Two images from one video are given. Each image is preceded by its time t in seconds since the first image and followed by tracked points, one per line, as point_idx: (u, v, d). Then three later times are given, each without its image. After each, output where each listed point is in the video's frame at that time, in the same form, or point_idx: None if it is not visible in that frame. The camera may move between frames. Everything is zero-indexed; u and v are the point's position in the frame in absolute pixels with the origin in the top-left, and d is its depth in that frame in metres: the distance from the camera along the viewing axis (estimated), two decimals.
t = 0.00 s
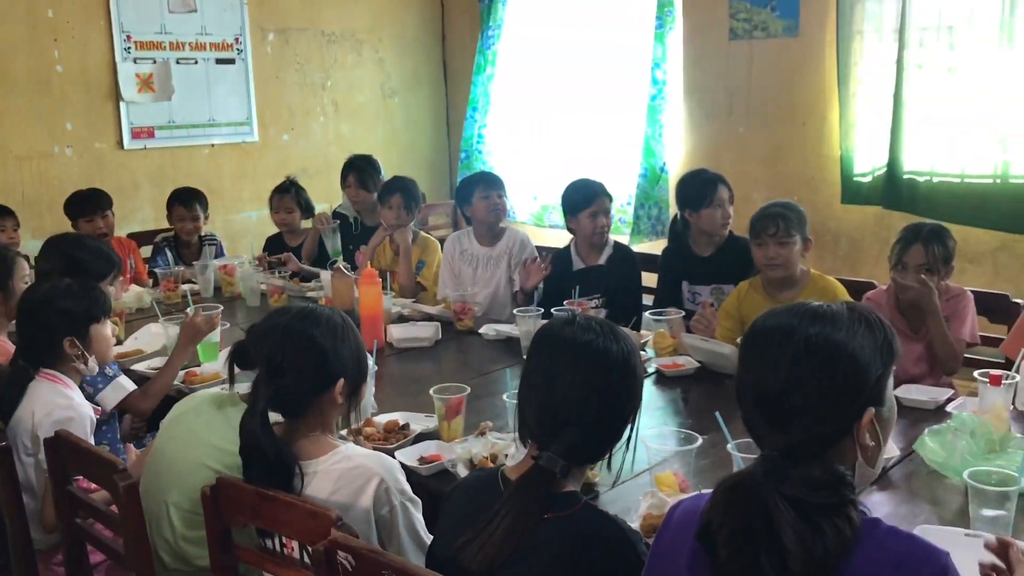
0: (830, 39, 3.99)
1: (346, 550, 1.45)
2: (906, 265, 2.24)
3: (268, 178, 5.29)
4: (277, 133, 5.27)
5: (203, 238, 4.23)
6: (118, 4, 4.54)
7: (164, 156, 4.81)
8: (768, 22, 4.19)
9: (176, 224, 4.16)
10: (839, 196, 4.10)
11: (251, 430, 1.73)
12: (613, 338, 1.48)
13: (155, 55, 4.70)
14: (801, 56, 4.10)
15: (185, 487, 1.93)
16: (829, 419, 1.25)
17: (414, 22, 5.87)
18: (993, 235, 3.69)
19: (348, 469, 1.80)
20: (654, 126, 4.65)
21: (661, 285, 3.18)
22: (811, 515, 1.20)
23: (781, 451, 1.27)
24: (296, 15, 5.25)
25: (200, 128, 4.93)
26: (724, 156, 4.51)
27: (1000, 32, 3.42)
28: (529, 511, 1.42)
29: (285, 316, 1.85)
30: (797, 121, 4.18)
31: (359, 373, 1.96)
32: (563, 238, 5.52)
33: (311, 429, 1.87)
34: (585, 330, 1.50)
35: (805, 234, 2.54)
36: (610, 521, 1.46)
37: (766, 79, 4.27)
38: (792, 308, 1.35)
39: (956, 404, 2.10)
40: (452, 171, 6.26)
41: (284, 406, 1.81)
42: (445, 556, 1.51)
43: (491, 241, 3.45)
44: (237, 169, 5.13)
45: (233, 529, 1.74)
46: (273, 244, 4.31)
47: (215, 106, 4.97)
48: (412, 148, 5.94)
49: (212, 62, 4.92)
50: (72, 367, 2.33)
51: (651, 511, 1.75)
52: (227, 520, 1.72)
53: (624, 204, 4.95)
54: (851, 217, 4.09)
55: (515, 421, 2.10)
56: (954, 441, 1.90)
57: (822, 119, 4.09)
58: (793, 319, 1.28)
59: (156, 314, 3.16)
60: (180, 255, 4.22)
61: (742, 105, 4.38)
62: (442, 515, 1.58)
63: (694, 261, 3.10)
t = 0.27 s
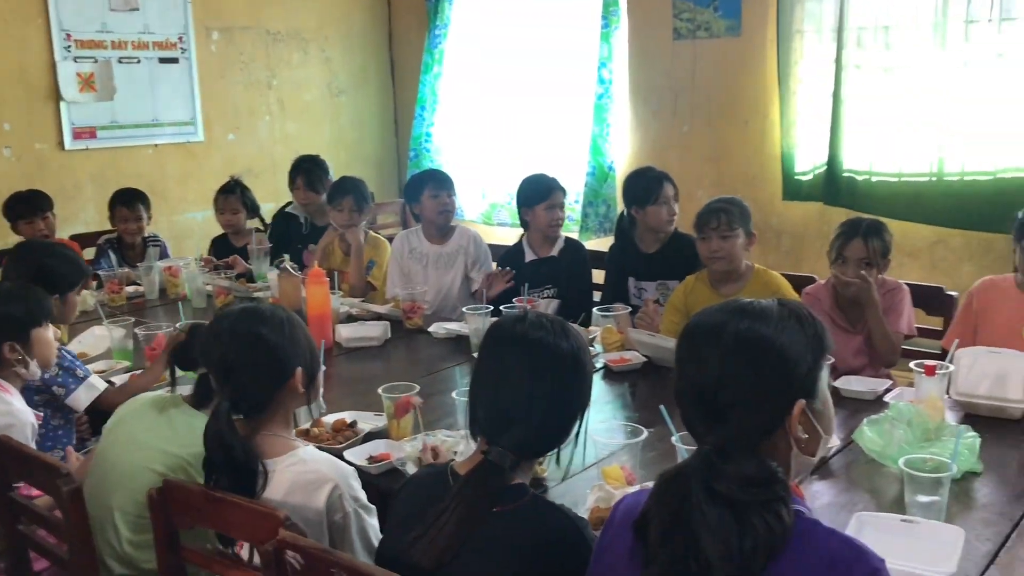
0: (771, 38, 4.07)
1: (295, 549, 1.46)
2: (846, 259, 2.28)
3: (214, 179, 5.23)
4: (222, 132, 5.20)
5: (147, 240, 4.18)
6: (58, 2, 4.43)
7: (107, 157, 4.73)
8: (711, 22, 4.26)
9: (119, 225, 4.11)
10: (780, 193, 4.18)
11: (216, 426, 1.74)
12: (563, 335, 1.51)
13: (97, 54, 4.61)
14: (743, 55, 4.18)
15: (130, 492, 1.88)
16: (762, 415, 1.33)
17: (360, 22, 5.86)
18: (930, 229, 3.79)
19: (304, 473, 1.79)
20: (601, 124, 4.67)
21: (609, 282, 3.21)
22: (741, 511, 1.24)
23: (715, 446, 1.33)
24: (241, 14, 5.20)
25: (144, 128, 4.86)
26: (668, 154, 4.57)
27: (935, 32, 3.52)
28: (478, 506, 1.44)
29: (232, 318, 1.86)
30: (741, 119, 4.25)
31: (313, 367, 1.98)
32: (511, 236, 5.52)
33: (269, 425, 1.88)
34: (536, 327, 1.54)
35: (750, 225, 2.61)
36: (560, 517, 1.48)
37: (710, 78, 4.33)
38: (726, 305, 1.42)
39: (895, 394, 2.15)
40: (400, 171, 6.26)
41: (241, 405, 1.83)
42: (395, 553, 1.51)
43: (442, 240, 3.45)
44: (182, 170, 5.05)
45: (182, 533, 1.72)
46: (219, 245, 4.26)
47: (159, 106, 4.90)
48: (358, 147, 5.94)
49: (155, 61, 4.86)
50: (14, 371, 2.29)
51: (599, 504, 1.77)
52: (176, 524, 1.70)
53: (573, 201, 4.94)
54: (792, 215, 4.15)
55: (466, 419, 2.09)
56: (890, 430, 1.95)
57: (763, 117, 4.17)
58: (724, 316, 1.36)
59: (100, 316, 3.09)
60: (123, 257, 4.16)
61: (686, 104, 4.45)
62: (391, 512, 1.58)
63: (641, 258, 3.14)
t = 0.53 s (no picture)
0: (687, 40, 4.14)
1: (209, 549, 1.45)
2: (760, 257, 2.33)
3: (129, 180, 5.06)
4: (137, 133, 5.04)
5: (58, 243, 4.05)
6: None
7: (15, 159, 4.52)
8: (630, 25, 4.31)
9: (30, 229, 4.00)
10: (697, 192, 4.25)
11: (129, 431, 1.72)
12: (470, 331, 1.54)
13: (4, 52, 4.40)
14: (661, 57, 4.24)
15: (37, 498, 1.86)
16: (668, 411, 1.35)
17: (281, 22, 5.77)
18: (843, 228, 3.91)
19: (222, 470, 1.75)
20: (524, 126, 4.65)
21: (531, 281, 3.22)
22: (641, 510, 1.26)
23: (622, 444, 1.34)
24: (157, 12, 5.05)
25: (56, 129, 4.68)
26: (589, 156, 4.59)
27: (845, 37, 3.66)
28: (389, 500, 1.44)
29: (149, 318, 1.83)
30: (662, 121, 4.30)
31: (231, 367, 1.95)
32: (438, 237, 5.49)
33: (188, 425, 1.85)
34: (445, 322, 1.56)
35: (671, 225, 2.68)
36: (476, 513, 1.48)
37: (630, 79, 4.38)
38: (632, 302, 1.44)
39: (805, 385, 2.20)
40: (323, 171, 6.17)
41: (159, 407, 1.80)
42: (309, 551, 1.51)
43: (365, 243, 3.47)
44: (96, 172, 4.89)
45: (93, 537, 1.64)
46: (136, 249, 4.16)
47: (71, 107, 4.72)
48: (280, 148, 5.83)
49: (67, 60, 4.68)
50: None
51: (518, 497, 1.78)
52: (86, 529, 1.62)
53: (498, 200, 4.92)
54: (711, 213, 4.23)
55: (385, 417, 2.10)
56: (799, 420, 2.00)
57: (681, 118, 4.24)
58: (628, 311, 1.38)
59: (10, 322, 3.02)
60: (33, 262, 4.03)
61: (608, 105, 4.48)
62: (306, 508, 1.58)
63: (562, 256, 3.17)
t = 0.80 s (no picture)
0: (588, 47, 4.24)
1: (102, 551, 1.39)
2: (658, 254, 2.40)
3: (21, 185, 4.84)
4: (31, 136, 4.83)
5: None
6: None
7: None
8: (535, 29, 4.38)
9: None
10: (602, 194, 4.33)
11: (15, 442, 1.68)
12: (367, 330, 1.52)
13: None
14: (565, 61, 4.32)
15: None
16: (565, 401, 1.37)
17: (183, 23, 5.64)
18: (742, 227, 4.03)
19: (117, 471, 1.72)
20: (432, 128, 4.72)
21: (438, 282, 3.24)
22: (535, 498, 1.28)
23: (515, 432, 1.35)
24: (51, 12, 4.85)
25: None
26: (497, 159, 4.63)
27: (742, 45, 3.79)
28: (280, 496, 1.43)
29: (37, 325, 1.76)
30: (567, 126, 4.37)
31: (124, 370, 1.87)
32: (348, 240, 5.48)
33: (81, 430, 1.78)
34: (340, 320, 1.54)
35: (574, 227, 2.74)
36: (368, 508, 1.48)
37: (534, 82, 4.44)
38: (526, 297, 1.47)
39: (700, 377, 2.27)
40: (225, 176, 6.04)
41: (48, 416, 1.73)
42: (203, 550, 1.49)
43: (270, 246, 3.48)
44: None
45: None
46: (30, 256, 4.03)
47: None
48: (182, 153, 5.70)
49: None
50: None
51: (418, 493, 1.79)
52: None
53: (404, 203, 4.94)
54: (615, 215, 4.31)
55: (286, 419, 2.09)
56: (693, 411, 2.08)
57: (586, 121, 4.32)
58: (522, 306, 1.40)
59: None
60: None
61: (515, 109, 4.52)
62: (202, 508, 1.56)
63: (467, 257, 3.20)
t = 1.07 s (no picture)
0: (495, 49, 4.30)
1: None
2: (562, 252, 2.45)
3: None
4: None
5: None
6: None
7: None
8: (440, 32, 4.42)
9: None
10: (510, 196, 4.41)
11: None
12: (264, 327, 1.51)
13: None
14: (472, 63, 4.37)
15: None
16: (464, 391, 1.42)
17: (78, 22, 5.46)
18: (643, 228, 4.14)
19: (5, 475, 1.63)
20: (338, 130, 4.70)
21: (345, 283, 3.25)
22: (439, 478, 1.33)
23: (418, 422, 1.40)
24: None
25: None
26: (405, 159, 4.65)
27: (644, 50, 3.88)
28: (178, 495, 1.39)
29: None
30: (473, 126, 4.43)
31: (15, 379, 1.80)
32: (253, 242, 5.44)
33: None
34: (234, 317, 1.51)
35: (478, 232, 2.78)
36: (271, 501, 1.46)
37: (440, 85, 4.48)
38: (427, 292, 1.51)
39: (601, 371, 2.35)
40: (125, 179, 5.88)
41: None
42: (94, 552, 1.43)
43: (171, 251, 3.46)
44: None
45: None
46: None
47: None
48: (77, 156, 5.53)
49: None
50: None
51: (320, 492, 1.79)
52: None
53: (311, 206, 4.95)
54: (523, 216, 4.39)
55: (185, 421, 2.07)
56: (593, 404, 2.13)
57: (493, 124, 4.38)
58: (423, 301, 1.44)
59: None
60: None
61: (421, 111, 4.56)
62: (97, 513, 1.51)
63: (374, 259, 3.23)
